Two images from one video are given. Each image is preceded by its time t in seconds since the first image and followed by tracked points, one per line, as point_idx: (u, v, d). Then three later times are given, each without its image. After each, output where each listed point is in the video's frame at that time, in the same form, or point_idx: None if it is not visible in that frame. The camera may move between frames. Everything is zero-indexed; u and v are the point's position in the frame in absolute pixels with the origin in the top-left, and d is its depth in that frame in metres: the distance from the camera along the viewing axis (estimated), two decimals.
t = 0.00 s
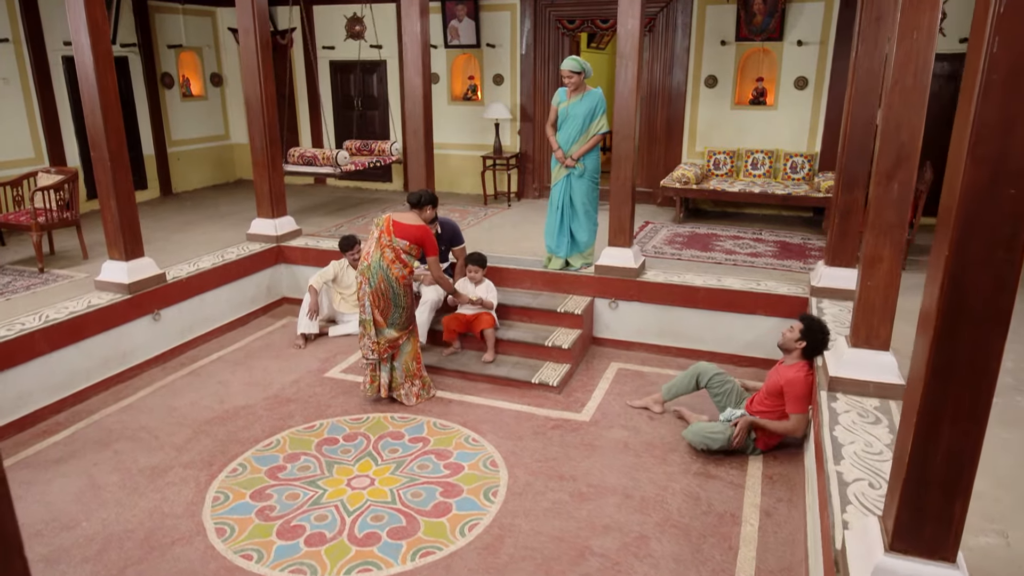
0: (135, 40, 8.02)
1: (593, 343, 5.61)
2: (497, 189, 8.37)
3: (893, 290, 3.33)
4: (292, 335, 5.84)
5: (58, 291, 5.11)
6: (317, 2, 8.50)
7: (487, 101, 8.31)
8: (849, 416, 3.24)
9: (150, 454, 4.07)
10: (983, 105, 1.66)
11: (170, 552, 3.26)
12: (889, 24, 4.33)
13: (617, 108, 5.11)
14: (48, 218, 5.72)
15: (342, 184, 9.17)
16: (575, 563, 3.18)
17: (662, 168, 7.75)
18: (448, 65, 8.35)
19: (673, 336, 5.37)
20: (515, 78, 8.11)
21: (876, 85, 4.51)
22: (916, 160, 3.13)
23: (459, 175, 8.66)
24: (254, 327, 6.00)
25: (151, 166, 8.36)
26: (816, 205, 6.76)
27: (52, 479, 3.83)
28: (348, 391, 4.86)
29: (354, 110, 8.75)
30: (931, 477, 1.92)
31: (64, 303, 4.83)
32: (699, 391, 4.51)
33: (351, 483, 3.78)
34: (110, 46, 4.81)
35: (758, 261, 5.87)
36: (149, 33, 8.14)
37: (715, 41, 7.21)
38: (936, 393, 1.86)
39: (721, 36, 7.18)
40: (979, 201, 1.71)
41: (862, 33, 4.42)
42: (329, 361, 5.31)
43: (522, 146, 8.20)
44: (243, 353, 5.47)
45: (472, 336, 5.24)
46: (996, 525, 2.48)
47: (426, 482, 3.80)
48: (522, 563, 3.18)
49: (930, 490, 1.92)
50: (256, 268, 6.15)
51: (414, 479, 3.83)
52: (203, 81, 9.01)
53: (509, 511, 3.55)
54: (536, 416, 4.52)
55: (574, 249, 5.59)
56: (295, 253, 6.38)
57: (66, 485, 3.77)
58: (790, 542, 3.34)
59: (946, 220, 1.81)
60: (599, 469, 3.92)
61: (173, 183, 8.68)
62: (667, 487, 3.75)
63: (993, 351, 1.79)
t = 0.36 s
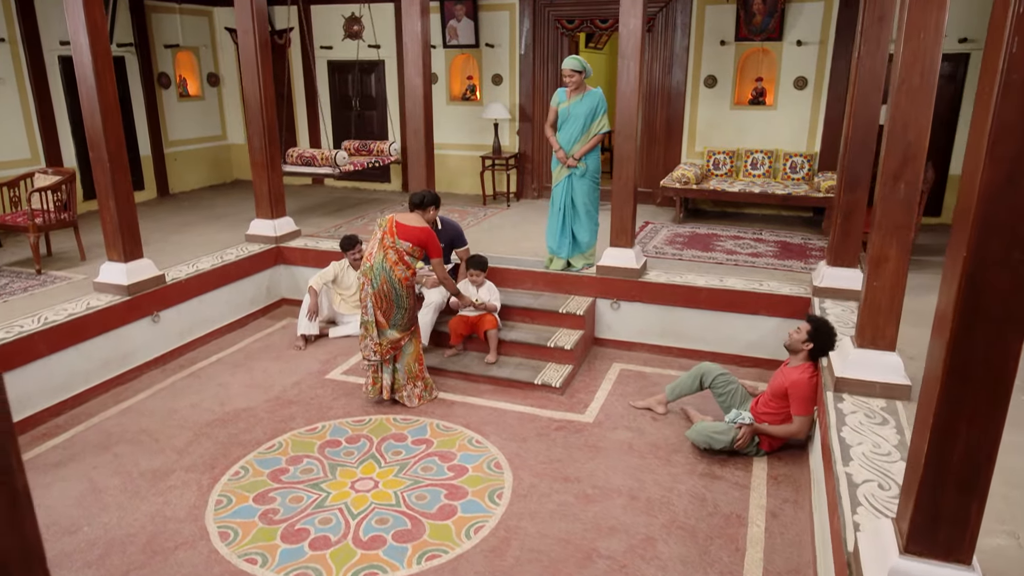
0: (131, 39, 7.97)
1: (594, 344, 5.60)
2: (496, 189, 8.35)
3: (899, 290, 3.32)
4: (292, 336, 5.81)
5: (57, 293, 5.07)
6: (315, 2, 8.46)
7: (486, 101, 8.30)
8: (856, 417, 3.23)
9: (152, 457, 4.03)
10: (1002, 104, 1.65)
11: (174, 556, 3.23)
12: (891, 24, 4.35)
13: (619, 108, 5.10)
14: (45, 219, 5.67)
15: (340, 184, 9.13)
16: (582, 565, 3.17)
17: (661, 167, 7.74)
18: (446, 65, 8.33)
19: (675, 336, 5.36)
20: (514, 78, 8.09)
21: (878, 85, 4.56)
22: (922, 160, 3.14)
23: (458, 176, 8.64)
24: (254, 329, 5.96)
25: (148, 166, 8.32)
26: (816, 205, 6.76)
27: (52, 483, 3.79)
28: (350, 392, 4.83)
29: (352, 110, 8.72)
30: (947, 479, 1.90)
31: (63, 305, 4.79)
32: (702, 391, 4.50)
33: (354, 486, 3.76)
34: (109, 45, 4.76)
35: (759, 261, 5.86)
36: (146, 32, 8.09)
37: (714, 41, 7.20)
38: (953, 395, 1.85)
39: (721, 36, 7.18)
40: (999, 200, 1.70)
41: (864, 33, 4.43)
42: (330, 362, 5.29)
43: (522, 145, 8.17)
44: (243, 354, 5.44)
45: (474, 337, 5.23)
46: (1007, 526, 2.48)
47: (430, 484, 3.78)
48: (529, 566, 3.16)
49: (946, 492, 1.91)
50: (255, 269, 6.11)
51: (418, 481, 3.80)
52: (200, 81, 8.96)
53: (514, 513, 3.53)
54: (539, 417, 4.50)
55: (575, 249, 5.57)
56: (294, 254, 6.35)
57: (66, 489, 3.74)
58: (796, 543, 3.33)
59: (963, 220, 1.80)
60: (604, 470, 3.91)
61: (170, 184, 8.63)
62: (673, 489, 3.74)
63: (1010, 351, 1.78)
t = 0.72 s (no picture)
0: (125, 39, 7.92)
1: (595, 345, 5.58)
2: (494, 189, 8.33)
3: (903, 290, 3.32)
4: (290, 338, 5.77)
5: (53, 295, 5.02)
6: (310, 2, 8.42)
7: (483, 101, 8.27)
8: (861, 417, 3.23)
9: (151, 461, 3.99)
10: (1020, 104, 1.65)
11: (175, 561, 3.20)
12: (892, 23, 4.37)
13: (620, 108, 5.09)
14: (41, 221, 5.61)
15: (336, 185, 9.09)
16: (588, 567, 3.15)
17: (659, 167, 7.74)
18: (443, 65, 8.30)
19: (675, 336, 5.35)
20: (511, 78, 8.07)
21: (878, 86, 4.55)
22: (926, 161, 3.12)
23: (456, 176, 8.61)
24: (251, 330, 5.92)
25: (143, 166, 8.26)
26: (814, 204, 6.77)
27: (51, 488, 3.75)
28: (350, 395, 4.80)
29: (348, 110, 8.68)
30: (963, 481, 1.90)
31: (59, 307, 4.74)
32: (705, 392, 4.49)
33: (357, 489, 3.73)
34: (106, 45, 4.72)
35: (759, 261, 5.85)
36: (140, 32, 8.03)
37: (712, 41, 7.20)
38: (969, 396, 1.85)
39: (718, 36, 7.18)
40: (1017, 202, 1.69)
41: (865, 33, 4.43)
42: (329, 364, 5.25)
43: (520, 145, 8.16)
44: (242, 356, 5.40)
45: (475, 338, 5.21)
46: (1016, 527, 2.47)
47: (433, 487, 3.76)
48: (535, 569, 3.14)
49: (961, 494, 1.91)
50: (252, 270, 6.07)
51: (421, 484, 3.78)
52: (195, 81, 8.91)
53: (519, 515, 3.52)
54: (541, 419, 4.48)
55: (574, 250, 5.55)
56: (292, 255, 6.31)
57: (65, 494, 3.70)
58: (802, 544, 3.32)
59: (979, 221, 1.80)
60: (608, 471, 3.90)
61: (165, 185, 8.57)
62: (677, 490, 3.73)
63: None
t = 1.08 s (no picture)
0: (117, 39, 7.86)
1: (593, 345, 5.57)
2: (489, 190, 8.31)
3: (906, 290, 3.33)
4: (287, 340, 5.73)
5: (47, 298, 4.96)
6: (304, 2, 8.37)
7: (478, 101, 8.25)
8: (865, 417, 3.23)
9: (149, 465, 3.95)
10: None
11: (176, 567, 3.16)
12: (890, 23, 4.41)
13: (618, 108, 5.08)
14: (33, 222, 5.55)
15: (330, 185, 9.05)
16: (593, 570, 3.14)
17: (655, 167, 7.74)
18: (438, 65, 8.27)
19: (674, 337, 5.34)
20: (506, 78, 8.05)
21: (877, 85, 4.55)
22: (929, 161, 3.12)
23: (452, 176, 8.58)
24: (247, 333, 5.88)
25: (135, 167, 8.19)
26: (810, 204, 6.79)
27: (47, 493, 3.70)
28: (348, 397, 4.76)
29: (343, 110, 8.63)
30: (976, 482, 1.89)
31: (54, 310, 4.68)
32: (706, 392, 4.49)
33: (358, 492, 3.70)
34: (100, 44, 4.67)
35: (757, 261, 5.85)
36: (133, 32, 7.97)
37: (707, 41, 7.20)
38: (983, 397, 1.84)
39: (714, 36, 7.18)
40: None
41: (863, 32, 4.46)
42: (327, 366, 5.21)
43: (515, 146, 8.14)
44: (238, 359, 5.36)
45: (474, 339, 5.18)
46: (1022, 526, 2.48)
47: (435, 489, 3.73)
48: (540, 572, 3.13)
49: (974, 496, 1.90)
50: (248, 271, 6.03)
51: (423, 486, 3.75)
52: (187, 81, 8.84)
53: (522, 518, 3.50)
54: (542, 420, 4.46)
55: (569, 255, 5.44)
56: (288, 257, 6.27)
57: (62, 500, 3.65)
58: (806, 544, 3.32)
59: (993, 221, 1.79)
60: (610, 472, 3.88)
61: (158, 186, 8.50)
62: (680, 491, 3.72)
63: None
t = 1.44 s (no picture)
0: (107, 39, 7.78)
1: (590, 346, 5.56)
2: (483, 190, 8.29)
3: (907, 289, 3.34)
4: (282, 342, 5.68)
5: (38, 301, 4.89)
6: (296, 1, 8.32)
7: (472, 101, 8.23)
8: (867, 417, 3.23)
9: (145, 470, 3.90)
10: None
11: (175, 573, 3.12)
12: (887, 23, 4.42)
13: (615, 108, 5.07)
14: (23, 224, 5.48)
15: (323, 186, 9.00)
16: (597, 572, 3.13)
17: (649, 167, 7.74)
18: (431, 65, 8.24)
19: (671, 337, 5.34)
20: (500, 77, 8.03)
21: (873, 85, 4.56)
22: (929, 161, 3.13)
23: (446, 176, 8.55)
24: (242, 335, 5.83)
25: (126, 168, 8.11)
26: (805, 204, 6.81)
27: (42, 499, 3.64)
28: (346, 399, 4.73)
29: (335, 110, 8.58)
30: (987, 483, 1.89)
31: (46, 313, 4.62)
32: (705, 392, 4.49)
33: (358, 496, 3.67)
34: (93, 44, 4.61)
35: (753, 261, 5.86)
36: (122, 31, 7.89)
37: (701, 41, 7.22)
38: (994, 397, 1.84)
39: (708, 36, 7.20)
40: None
41: (860, 33, 4.47)
42: (323, 368, 5.17)
43: (509, 146, 8.12)
44: (233, 361, 5.31)
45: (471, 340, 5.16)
46: None
47: (436, 492, 3.71)
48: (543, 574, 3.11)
49: (985, 496, 1.90)
50: (242, 273, 5.98)
51: (423, 489, 3.73)
52: (177, 81, 8.76)
53: (524, 520, 3.48)
54: (541, 421, 4.45)
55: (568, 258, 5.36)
56: (283, 258, 6.22)
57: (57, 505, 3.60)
58: (809, 544, 3.32)
59: (1005, 220, 1.79)
60: (611, 474, 3.87)
61: (148, 187, 8.42)
62: (681, 491, 3.71)
63: None
